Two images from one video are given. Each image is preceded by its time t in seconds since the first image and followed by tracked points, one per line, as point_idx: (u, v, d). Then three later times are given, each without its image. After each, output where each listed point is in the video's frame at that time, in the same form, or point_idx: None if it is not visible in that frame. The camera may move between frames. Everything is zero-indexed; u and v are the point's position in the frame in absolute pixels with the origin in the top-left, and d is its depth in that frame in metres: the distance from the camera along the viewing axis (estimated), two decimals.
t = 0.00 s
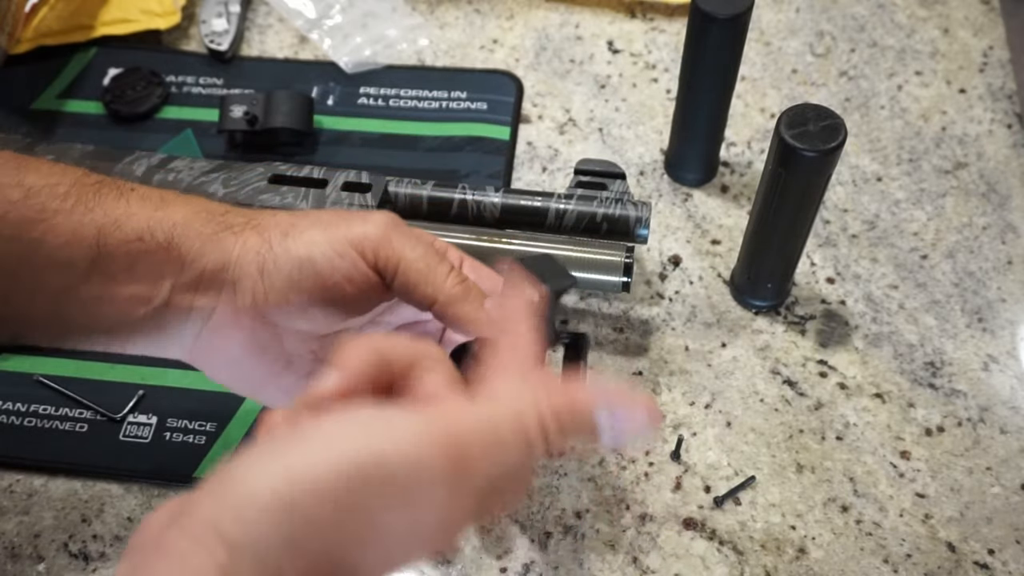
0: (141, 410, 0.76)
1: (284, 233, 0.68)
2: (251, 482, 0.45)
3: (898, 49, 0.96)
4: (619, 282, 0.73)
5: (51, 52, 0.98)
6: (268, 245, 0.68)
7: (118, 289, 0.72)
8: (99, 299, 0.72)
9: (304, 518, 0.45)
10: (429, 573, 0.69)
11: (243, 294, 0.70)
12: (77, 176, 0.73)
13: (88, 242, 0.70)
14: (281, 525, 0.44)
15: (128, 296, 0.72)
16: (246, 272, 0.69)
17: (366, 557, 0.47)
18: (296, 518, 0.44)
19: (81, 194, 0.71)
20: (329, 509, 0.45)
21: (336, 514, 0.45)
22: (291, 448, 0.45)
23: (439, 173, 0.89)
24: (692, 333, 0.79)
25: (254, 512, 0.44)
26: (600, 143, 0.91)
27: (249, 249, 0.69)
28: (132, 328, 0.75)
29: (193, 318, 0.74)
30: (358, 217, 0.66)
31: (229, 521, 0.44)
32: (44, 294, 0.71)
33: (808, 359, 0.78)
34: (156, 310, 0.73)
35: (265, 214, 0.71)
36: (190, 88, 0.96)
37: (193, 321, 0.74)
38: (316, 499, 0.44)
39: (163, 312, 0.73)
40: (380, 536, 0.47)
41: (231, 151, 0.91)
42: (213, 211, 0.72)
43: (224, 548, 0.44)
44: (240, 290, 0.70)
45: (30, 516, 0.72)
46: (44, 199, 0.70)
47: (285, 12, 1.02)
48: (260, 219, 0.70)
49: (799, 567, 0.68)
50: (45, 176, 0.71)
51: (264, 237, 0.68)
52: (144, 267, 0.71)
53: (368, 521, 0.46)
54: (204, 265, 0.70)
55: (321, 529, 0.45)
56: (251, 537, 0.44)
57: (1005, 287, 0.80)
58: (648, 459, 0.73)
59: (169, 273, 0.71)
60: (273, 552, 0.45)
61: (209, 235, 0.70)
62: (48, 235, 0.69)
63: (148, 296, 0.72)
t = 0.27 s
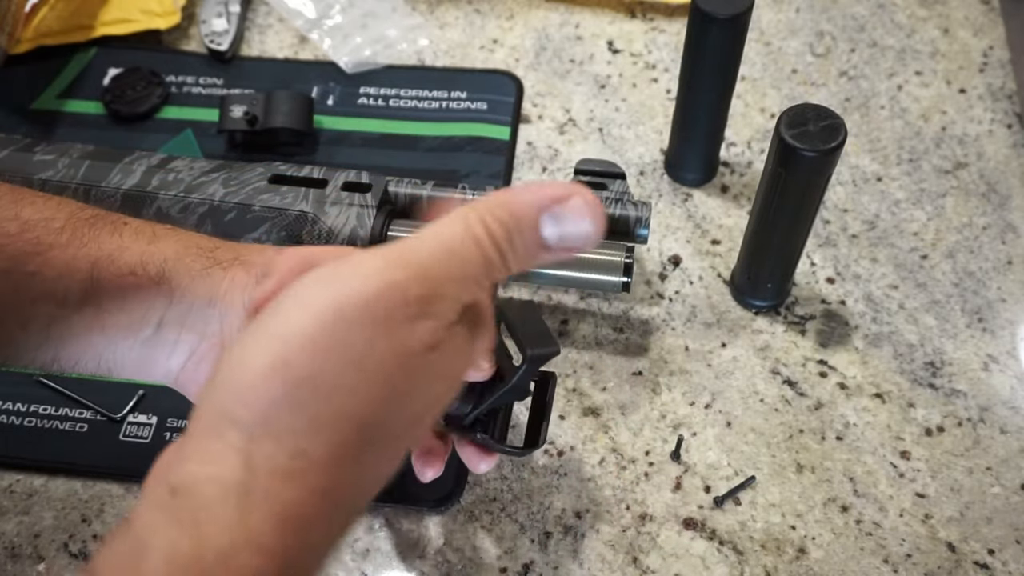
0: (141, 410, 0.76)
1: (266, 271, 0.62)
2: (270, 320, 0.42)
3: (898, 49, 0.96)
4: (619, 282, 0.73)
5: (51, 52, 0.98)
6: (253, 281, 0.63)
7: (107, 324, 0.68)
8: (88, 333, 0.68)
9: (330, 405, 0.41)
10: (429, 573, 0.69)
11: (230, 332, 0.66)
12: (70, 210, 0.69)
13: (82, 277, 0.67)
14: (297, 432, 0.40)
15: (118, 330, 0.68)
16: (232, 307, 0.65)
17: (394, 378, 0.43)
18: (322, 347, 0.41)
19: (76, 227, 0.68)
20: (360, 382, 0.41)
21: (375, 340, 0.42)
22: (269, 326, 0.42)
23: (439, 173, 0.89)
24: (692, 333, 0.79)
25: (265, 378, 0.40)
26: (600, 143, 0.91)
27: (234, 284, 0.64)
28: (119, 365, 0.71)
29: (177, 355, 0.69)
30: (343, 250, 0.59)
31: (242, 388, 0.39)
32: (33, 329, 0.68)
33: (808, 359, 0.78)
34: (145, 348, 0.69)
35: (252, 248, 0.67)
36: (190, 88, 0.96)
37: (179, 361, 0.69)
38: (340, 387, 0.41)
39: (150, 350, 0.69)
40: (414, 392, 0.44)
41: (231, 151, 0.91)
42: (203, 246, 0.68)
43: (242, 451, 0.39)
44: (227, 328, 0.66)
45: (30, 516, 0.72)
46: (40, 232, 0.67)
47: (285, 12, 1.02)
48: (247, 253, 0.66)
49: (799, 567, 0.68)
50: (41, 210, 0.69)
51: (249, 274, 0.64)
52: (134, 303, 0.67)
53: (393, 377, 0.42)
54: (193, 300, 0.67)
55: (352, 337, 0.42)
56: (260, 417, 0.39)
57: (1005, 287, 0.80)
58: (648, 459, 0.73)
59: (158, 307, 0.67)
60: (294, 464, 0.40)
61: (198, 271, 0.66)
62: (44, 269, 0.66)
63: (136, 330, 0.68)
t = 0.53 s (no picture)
0: (141, 410, 0.76)
1: (271, 260, 0.64)
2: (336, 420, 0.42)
3: (898, 49, 0.96)
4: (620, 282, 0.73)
5: (51, 52, 0.98)
6: (256, 272, 0.65)
7: (106, 314, 0.70)
8: (87, 322, 0.70)
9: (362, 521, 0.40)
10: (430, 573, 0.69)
11: (230, 321, 0.67)
12: (68, 202, 0.70)
13: (80, 269, 0.68)
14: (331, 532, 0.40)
15: (118, 319, 0.70)
16: (231, 296, 0.66)
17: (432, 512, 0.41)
18: (376, 464, 0.40)
19: (74, 220, 0.69)
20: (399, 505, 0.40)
21: (425, 470, 0.41)
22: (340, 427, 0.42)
23: (439, 173, 0.89)
24: (692, 333, 0.79)
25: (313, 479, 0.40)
26: (600, 143, 0.91)
27: (235, 276, 0.65)
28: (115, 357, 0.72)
29: (177, 346, 0.70)
30: (342, 244, 0.63)
31: (295, 480, 0.40)
32: (32, 320, 0.70)
33: (808, 359, 0.78)
34: (143, 337, 0.70)
35: (252, 241, 0.66)
36: (190, 88, 0.96)
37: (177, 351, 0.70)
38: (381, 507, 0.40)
39: (149, 340, 0.70)
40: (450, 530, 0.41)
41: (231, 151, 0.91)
42: (203, 238, 0.68)
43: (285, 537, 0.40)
44: (227, 316, 0.67)
45: (30, 516, 0.72)
46: (36, 225, 0.68)
47: (285, 12, 1.02)
48: (247, 244, 0.66)
49: (799, 567, 0.68)
50: (37, 203, 0.69)
51: (251, 263, 0.65)
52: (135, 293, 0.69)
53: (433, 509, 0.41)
54: (191, 291, 0.67)
55: (405, 458, 0.41)
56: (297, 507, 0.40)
57: (1005, 287, 0.80)
58: (648, 459, 0.73)
59: (156, 296, 0.68)
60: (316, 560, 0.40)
61: (196, 262, 0.67)
62: (42, 260, 0.68)
63: (135, 320, 0.69)
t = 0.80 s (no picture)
0: (141, 410, 0.76)
1: (277, 229, 0.63)
2: (328, 455, 0.49)
3: (898, 49, 0.96)
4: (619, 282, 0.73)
5: (51, 52, 0.98)
6: (263, 244, 0.63)
7: (113, 291, 0.69)
8: (92, 300, 0.69)
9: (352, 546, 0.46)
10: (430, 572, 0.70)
11: (239, 295, 0.66)
12: (70, 176, 0.70)
13: (81, 245, 0.68)
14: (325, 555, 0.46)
15: (125, 296, 0.69)
16: (238, 268, 0.65)
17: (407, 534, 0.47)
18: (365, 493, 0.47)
19: (76, 194, 0.69)
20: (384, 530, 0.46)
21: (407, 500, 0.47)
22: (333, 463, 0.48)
23: (439, 173, 0.89)
24: (692, 333, 0.79)
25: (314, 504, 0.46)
26: (600, 143, 0.91)
27: (243, 246, 0.65)
28: (123, 335, 0.71)
29: (187, 321, 0.69)
30: (349, 210, 0.60)
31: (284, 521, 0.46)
32: (35, 300, 0.69)
33: (808, 359, 0.78)
34: (151, 312, 0.70)
35: (258, 211, 0.68)
36: (191, 88, 0.96)
37: (187, 326, 0.69)
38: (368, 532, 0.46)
39: (158, 314, 0.70)
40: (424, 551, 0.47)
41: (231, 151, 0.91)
42: (207, 209, 0.69)
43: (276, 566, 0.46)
44: (236, 290, 0.66)
45: (30, 516, 0.72)
46: (38, 199, 0.68)
47: (285, 12, 1.02)
48: (255, 217, 0.67)
49: (799, 567, 0.68)
50: (38, 177, 0.69)
51: (259, 234, 0.64)
52: (142, 269, 0.68)
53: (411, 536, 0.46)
54: (199, 264, 0.67)
55: (388, 488, 0.47)
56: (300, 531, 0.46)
57: (1005, 287, 0.80)
58: (648, 459, 0.73)
59: (163, 272, 0.68)
60: None
61: (202, 233, 0.67)
62: (42, 234, 0.67)
63: (143, 296, 0.69)
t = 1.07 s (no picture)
0: (141, 410, 0.76)
1: (313, 172, 0.67)
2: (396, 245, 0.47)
3: (898, 49, 0.96)
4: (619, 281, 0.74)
5: (51, 52, 0.98)
6: (298, 188, 0.67)
7: (145, 245, 0.68)
8: (124, 254, 0.68)
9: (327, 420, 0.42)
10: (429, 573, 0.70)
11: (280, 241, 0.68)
12: (93, 131, 0.70)
13: (113, 195, 0.67)
14: (299, 425, 0.41)
15: (158, 250, 0.68)
16: (277, 212, 0.67)
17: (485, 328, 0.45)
18: (340, 364, 0.43)
19: (104, 146, 0.69)
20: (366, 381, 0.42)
21: (393, 336, 0.43)
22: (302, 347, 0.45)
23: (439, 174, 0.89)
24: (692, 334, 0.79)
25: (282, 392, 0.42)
26: (600, 143, 0.91)
27: (279, 191, 0.67)
28: (156, 288, 0.70)
29: (224, 272, 0.69)
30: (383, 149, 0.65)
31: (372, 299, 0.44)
32: (67, 253, 0.68)
33: (807, 359, 0.78)
34: (186, 266, 0.69)
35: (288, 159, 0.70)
36: (191, 88, 0.96)
37: (225, 278, 0.70)
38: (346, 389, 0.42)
39: (193, 268, 0.69)
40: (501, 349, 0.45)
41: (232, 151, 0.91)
42: (237, 159, 0.70)
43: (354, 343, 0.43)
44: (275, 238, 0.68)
45: (30, 516, 0.72)
46: (66, 152, 0.68)
47: (285, 12, 1.02)
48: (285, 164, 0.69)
49: (799, 567, 0.68)
50: (64, 130, 0.69)
51: (294, 177, 0.67)
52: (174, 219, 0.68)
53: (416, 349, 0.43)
54: (235, 213, 0.67)
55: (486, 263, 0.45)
56: (275, 411, 0.42)
57: (1004, 287, 0.81)
58: (648, 459, 0.73)
59: (197, 221, 0.68)
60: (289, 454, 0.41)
61: (236, 181, 0.68)
62: (71, 187, 0.66)
63: (178, 247, 0.68)
